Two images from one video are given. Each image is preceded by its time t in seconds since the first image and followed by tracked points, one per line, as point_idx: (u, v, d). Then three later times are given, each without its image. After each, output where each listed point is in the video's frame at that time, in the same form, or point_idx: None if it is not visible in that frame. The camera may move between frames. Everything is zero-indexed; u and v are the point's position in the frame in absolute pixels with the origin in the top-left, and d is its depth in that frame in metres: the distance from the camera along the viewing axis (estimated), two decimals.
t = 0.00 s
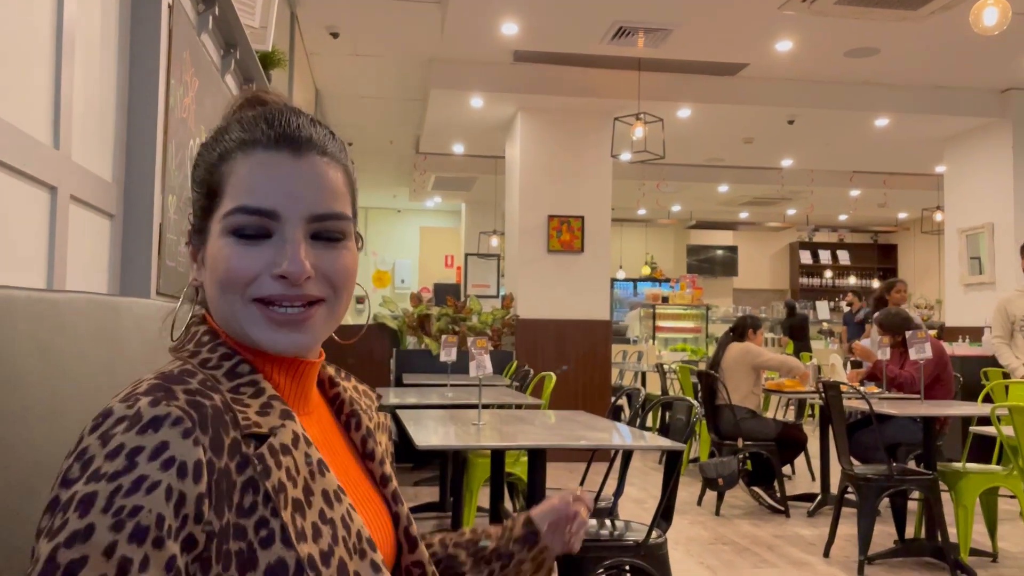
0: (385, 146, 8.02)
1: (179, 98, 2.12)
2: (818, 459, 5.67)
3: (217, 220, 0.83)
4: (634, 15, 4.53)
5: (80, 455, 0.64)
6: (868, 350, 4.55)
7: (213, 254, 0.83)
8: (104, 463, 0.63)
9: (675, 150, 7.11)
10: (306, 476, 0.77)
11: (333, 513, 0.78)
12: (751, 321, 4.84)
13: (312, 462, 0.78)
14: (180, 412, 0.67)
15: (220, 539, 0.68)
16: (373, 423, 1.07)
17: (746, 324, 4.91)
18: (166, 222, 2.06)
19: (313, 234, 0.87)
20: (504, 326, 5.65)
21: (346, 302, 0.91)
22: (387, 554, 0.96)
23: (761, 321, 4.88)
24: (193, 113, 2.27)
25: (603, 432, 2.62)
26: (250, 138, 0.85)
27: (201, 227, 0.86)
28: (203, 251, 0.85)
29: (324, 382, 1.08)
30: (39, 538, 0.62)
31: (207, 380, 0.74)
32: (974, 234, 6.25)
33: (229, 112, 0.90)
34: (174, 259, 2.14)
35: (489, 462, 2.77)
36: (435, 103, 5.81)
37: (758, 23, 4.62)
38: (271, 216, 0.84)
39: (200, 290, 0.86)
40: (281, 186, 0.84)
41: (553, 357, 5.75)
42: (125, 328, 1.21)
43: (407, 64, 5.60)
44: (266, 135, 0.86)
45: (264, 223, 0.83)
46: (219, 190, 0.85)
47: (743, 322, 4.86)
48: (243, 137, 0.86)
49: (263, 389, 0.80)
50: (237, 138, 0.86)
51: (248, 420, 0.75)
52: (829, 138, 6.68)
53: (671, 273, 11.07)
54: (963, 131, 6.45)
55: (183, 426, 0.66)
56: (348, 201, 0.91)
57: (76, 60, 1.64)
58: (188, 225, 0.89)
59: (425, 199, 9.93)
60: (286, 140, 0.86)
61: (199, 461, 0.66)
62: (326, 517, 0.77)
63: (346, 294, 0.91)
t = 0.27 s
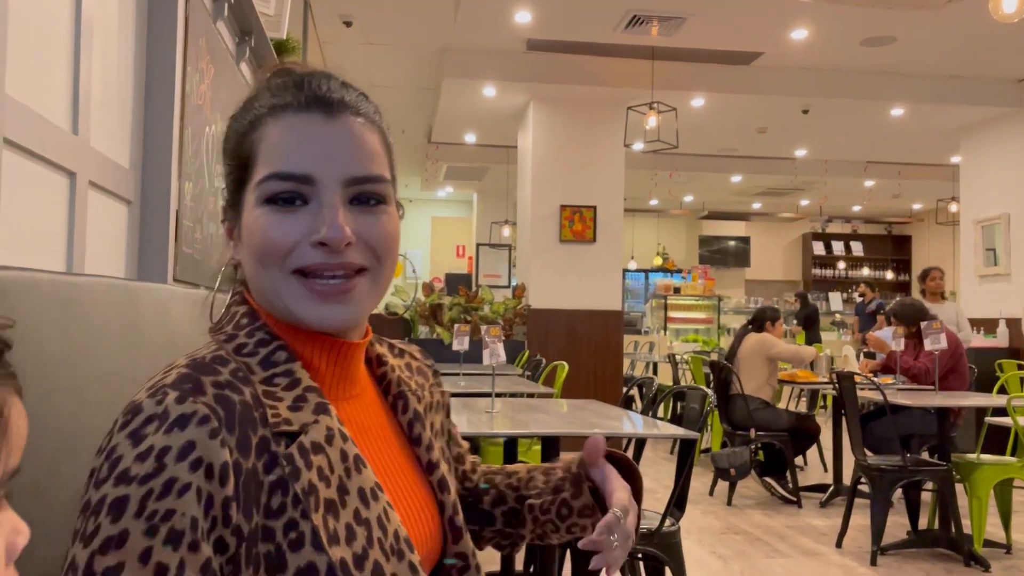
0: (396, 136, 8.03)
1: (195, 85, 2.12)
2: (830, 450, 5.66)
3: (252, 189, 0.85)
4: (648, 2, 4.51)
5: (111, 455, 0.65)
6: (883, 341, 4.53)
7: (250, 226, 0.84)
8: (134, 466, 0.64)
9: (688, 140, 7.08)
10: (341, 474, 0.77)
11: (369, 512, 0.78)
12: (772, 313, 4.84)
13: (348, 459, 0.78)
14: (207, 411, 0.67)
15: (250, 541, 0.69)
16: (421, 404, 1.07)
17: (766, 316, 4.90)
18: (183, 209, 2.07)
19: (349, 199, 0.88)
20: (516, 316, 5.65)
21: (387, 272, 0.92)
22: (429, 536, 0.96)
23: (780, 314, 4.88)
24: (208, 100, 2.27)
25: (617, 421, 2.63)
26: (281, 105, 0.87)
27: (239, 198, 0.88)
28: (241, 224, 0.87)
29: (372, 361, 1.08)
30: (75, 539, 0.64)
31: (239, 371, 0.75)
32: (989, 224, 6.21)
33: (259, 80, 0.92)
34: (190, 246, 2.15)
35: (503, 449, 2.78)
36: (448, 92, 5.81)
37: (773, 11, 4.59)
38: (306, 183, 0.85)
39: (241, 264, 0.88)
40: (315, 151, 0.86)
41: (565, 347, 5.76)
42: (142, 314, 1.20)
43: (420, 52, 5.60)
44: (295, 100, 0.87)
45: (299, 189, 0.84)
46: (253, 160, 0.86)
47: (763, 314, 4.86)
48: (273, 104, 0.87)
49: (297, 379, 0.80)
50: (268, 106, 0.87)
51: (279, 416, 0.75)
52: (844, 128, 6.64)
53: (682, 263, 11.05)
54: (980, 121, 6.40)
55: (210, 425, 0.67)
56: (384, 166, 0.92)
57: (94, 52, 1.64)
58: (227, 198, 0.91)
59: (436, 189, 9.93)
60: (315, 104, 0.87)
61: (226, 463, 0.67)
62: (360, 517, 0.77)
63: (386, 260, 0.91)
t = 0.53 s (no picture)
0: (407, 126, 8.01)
1: (205, 73, 2.12)
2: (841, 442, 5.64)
3: (344, 185, 0.84)
4: None
5: (178, 433, 0.66)
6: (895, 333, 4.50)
7: (336, 225, 0.84)
8: (200, 448, 0.65)
9: (700, 129, 7.04)
10: (403, 477, 0.78)
11: (428, 520, 0.79)
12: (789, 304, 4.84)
13: (412, 463, 0.79)
14: (274, 396, 0.69)
15: (308, 533, 0.70)
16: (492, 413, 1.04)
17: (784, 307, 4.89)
18: (194, 198, 2.07)
19: (441, 210, 0.86)
20: (525, 305, 5.64)
21: (472, 287, 0.91)
22: (485, 558, 0.93)
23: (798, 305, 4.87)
24: (219, 88, 2.27)
25: (627, 411, 2.62)
26: (385, 100, 0.85)
27: (329, 191, 0.88)
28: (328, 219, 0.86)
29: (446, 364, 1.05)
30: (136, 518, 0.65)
31: (309, 356, 0.76)
32: (1004, 215, 6.16)
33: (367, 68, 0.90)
34: (201, 235, 2.14)
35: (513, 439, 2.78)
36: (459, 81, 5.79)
37: None
38: (398, 188, 0.83)
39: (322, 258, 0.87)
40: (411, 155, 0.84)
41: (575, 337, 5.76)
42: (154, 300, 1.20)
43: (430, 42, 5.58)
44: (397, 98, 0.85)
45: (390, 194, 0.83)
46: (348, 155, 0.85)
47: (780, 305, 4.85)
48: (376, 100, 0.86)
49: (368, 374, 0.81)
50: (370, 100, 0.86)
51: (345, 409, 0.76)
52: (857, 117, 6.58)
53: (693, 255, 11.01)
54: (995, 111, 6.35)
55: (276, 413, 0.69)
56: (483, 178, 0.90)
57: (106, 49, 1.64)
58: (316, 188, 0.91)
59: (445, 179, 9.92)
60: (418, 107, 0.85)
61: (289, 452, 0.69)
62: (418, 523, 0.78)
63: (470, 276, 0.89)
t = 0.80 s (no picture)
0: (415, 117, 8.02)
1: (214, 64, 2.12)
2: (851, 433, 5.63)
3: (465, 190, 0.81)
4: None
5: (290, 435, 0.63)
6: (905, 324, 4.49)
7: (455, 230, 0.80)
8: (309, 457, 0.62)
9: (709, 120, 7.03)
10: (506, 505, 0.72)
11: (524, 553, 0.73)
12: (800, 297, 4.83)
13: (513, 492, 0.74)
14: (389, 412, 0.65)
15: (408, 556, 0.66)
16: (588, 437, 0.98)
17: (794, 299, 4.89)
18: (203, 189, 2.07)
19: (565, 227, 0.81)
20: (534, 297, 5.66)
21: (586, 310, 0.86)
22: None
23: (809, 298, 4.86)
24: (228, 79, 2.27)
25: (636, 402, 2.62)
26: (520, 99, 0.81)
27: (449, 192, 0.85)
28: (444, 224, 0.83)
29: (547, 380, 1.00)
30: (242, 516, 0.63)
31: (423, 366, 0.72)
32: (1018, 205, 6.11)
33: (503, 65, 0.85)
34: (211, 226, 2.15)
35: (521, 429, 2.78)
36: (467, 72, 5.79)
37: None
38: (523, 200, 0.79)
39: (435, 263, 0.84)
40: (540, 164, 0.79)
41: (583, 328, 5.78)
42: (164, 291, 1.21)
43: (438, 32, 5.58)
44: (529, 103, 0.80)
45: (515, 205, 0.79)
46: (472, 158, 0.81)
47: (791, 297, 4.85)
48: (508, 101, 0.81)
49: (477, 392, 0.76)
50: (501, 101, 0.81)
51: (456, 428, 0.71)
52: (868, 107, 6.55)
53: (702, 245, 10.99)
54: (1009, 100, 6.29)
55: (390, 429, 0.65)
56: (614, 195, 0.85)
57: (115, 21, 1.64)
58: (438, 186, 0.88)
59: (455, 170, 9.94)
60: (552, 111, 0.80)
61: (400, 473, 0.64)
62: (515, 558, 0.72)
63: (584, 300, 0.84)
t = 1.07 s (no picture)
0: (424, 108, 8.01)
1: (222, 56, 2.11)
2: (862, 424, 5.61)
3: (503, 143, 0.81)
4: None
5: (293, 429, 0.63)
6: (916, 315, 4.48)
7: (486, 182, 0.81)
8: (314, 444, 0.62)
9: (719, 110, 6.99)
10: (512, 481, 0.73)
11: (535, 530, 0.74)
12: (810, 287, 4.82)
13: (521, 468, 0.74)
14: (390, 394, 0.65)
15: (420, 536, 0.67)
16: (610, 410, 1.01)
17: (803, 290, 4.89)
18: (211, 181, 2.08)
19: (596, 194, 0.81)
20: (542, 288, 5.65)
21: (610, 286, 0.85)
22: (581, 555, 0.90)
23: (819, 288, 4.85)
24: (236, 71, 2.26)
25: (646, 393, 2.61)
26: (572, 58, 0.81)
27: (488, 147, 0.85)
28: (480, 177, 0.84)
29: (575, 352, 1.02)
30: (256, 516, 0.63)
31: (424, 341, 0.72)
32: None
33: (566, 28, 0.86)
34: (220, 218, 2.16)
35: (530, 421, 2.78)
36: (475, 63, 5.77)
37: None
38: (555, 160, 0.79)
39: (464, 218, 0.85)
40: (579, 126, 0.79)
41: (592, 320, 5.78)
42: (173, 284, 1.21)
43: (446, 23, 5.56)
44: (580, 64, 0.81)
45: (548, 164, 0.79)
46: (515, 112, 0.82)
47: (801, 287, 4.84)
48: (561, 62, 0.81)
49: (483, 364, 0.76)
50: (553, 60, 0.81)
51: (458, 404, 0.71)
52: (879, 96, 6.50)
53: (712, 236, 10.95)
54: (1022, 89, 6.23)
55: (393, 410, 0.65)
56: (652, 169, 0.84)
57: (122, 28, 1.64)
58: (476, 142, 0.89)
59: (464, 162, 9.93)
60: (603, 77, 0.80)
61: (407, 454, 0.65)
62: (527, 533, 0.72)
63: (609, 275, 0.83)
